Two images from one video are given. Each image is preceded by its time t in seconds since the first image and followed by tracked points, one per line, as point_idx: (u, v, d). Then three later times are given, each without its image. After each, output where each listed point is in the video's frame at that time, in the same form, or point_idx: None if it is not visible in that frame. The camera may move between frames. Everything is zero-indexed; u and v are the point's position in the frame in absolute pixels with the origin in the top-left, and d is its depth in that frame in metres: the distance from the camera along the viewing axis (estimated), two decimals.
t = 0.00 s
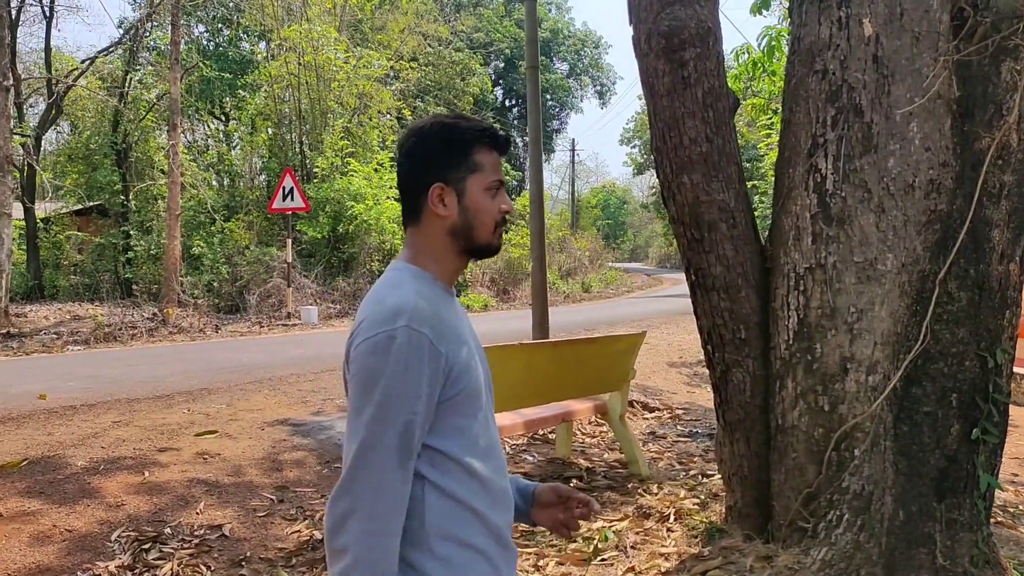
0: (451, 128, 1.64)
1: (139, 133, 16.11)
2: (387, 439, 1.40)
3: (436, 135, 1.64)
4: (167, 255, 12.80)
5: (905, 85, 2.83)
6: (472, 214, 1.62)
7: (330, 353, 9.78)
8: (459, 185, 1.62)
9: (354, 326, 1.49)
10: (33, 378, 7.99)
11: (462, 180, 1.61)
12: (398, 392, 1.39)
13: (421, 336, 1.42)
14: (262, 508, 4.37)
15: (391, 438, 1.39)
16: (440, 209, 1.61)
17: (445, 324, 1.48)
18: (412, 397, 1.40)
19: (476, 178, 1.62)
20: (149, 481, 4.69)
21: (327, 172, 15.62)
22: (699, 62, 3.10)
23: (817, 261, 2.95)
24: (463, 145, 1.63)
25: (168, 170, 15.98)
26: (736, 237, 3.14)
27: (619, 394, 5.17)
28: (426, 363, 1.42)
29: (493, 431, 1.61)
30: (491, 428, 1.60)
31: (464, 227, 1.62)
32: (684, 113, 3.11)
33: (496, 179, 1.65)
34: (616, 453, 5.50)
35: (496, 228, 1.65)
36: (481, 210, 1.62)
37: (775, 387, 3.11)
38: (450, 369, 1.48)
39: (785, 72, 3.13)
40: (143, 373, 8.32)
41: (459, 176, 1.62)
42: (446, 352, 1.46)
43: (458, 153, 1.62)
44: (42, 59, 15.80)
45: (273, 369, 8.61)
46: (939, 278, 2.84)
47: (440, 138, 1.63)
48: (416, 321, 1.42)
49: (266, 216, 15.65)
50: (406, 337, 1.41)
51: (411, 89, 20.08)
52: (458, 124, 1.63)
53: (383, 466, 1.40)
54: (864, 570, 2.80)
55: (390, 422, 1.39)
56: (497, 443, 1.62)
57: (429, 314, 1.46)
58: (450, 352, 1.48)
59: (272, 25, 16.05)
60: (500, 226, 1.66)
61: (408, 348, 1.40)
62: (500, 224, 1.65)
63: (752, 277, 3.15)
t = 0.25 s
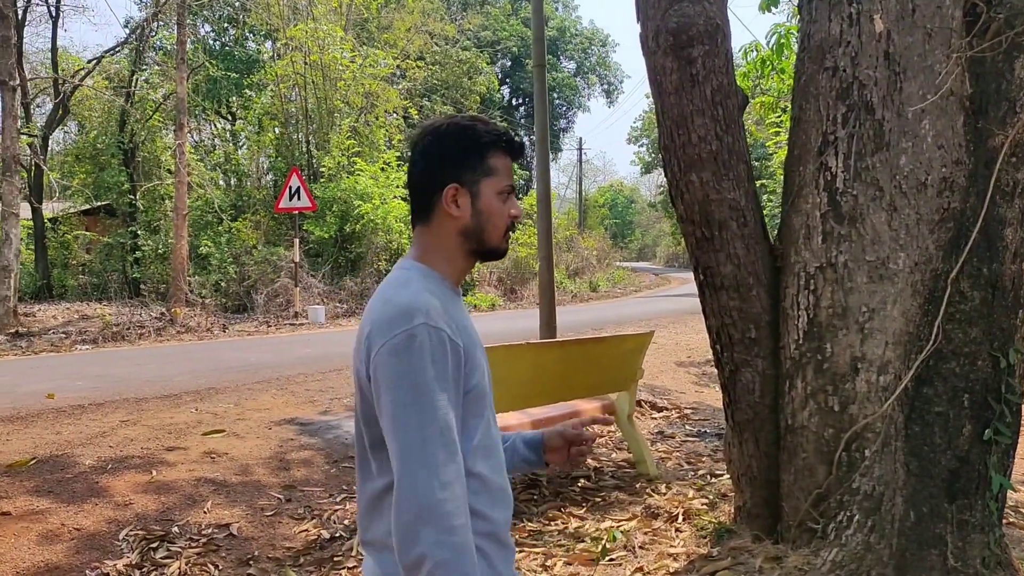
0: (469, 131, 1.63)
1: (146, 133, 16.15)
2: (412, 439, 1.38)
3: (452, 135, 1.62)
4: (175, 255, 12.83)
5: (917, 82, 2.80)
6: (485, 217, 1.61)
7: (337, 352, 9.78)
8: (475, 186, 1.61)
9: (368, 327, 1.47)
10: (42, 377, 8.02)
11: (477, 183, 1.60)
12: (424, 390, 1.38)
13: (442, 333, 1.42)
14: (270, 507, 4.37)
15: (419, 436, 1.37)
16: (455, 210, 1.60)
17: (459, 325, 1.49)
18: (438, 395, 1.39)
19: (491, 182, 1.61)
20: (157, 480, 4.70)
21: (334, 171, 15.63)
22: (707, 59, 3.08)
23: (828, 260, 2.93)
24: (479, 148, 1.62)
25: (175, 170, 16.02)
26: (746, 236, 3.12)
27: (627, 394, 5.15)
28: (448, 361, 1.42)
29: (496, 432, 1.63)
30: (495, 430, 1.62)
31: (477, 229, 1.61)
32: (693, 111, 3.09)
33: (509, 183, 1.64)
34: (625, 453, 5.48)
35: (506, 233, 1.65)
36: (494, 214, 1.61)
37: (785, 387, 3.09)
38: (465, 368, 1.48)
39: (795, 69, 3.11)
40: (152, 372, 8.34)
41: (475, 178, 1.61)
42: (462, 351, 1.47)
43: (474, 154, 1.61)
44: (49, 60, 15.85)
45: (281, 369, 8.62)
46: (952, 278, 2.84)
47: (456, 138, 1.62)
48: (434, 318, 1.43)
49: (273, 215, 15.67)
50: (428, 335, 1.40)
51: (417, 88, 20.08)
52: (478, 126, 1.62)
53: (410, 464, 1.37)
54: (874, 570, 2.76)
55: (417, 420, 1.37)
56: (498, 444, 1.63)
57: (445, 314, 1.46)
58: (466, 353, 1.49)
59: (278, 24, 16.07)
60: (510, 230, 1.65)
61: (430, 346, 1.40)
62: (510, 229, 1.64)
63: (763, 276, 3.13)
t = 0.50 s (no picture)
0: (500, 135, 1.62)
1: (153, 133, 16.18)
2: (450, 433, 1.33)
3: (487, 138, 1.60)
4: (182, 255, 12.86)
5: (930, 79, 2.77)
6: (513, 221, 1.63)
7: (344, 352, 9.77)
8: (507, 189, 1.61)
9: (394, 321, 1.43)
10: (49, 377, 8.03)
11: (512, 189, 1.62)
12: (463, 383, 1.35)
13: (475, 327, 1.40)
14: (277, 507, 4.36)
15: (459, 430, 1.33)
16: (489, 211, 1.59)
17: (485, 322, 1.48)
18: (476, 388, 1.36)
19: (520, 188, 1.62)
20: (163, 480, 4.69)
21: (341, 171, 15.62)
22: (717, 56, 3.05)
23: (839, 258, 2.89)
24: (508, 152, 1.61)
25: (182, 169, 16.06)
26: (755, 235, 3.09)
27: (635, 394, 5.15)
28: (481, 356, 1.40)
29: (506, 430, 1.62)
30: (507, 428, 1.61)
31: (504, 234, 1.62)
32: (702, 109, 3.06)
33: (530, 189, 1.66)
34: (633, 453, 5.46)
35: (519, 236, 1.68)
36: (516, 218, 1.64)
37: (795, 387, 3.06)
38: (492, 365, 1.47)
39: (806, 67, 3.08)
40: (159, 372, 8.34)
41: (507, 184, 1.61)
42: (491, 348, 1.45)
43: (496, 158, 1.59)
44: (56, 60, 15.88)
45: (288, 368, 8.62)
46: (965, 277, 2.83)
47: (492, 141, 1.60)
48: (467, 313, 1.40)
49: (280, 215, 15.69)
50: (463, 329, 1.38)
51: (423, 88, 20.08)
52: (497, 132, 1.61)
53: (450, 459, 1.33)
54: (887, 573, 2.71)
55: (455, 414, 1.33)
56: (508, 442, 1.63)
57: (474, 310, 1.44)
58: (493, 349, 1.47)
59: (284, 24, 16.07)
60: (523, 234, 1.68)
61: (467, 340, 1.37)
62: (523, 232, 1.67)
63: (772, 275, 3.10)
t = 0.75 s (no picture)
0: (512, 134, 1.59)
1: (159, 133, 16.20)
2: (476, 428, 1.32)
3: (500, 137, 1.57)
4: (188, 255, 12.87)
5: (941, 76, 2.73)
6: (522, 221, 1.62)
7: (349, 352, 9.77)
8: (518, 189, 1.59)
9: (418, 315, 1.41)
10: (54, 377, 8.04)
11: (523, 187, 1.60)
12: (491, 380, 1.34)
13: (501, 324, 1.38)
14: (283, 508, 4.35)
15: (487, 426, 1.32)
16: (504, 211, 1.57)
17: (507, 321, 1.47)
18: (503, 386, 1.35)
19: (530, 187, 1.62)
20: (168, 480, 4.68)
21: (346, 171, 15.61)
22: (726, 53, 3.02)
23: (850, 258, 2.85)
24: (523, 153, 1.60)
25: (187, 170, 16.08)
26: (764, 234, 3.06)
27: (642, 394, 5.12)
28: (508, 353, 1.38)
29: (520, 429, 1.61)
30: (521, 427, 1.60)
31: (516, 232, 1.61)
32: (710, 106, 3.03)
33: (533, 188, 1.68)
34: (640, 453, 5.43)
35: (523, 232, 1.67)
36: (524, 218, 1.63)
37: (805, 388, 3.03)
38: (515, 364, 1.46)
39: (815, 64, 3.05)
40: (165, 372, 8.34)
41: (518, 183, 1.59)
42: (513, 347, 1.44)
43: (507, 160, 1.56)
44: (61, 61, 15.90)
45: (293, 368, 8.61)
46: (977, 277, 2.79)
47: (506, 141, 1.57)
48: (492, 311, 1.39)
49: (285, 215, 15.69)
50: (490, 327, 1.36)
51: (428, 89, 20.07)
52: (508, 134, 1.57)
53: (477, 454, 1.31)
54: None
55: (483, 410, 1.32)
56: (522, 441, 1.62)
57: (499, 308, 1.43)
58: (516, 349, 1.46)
59: (289, 25, 16.06)
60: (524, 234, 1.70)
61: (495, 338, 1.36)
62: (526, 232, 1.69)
63: (780, 274, 3.07)
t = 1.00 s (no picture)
0: (506, 121, 1.59)
1: (164, 134, 16.21)
2: (459, 405, 1.37)
3: (489, 126, 1.58)
4: (194, 255, 12.88)
5: (953, 74, 2.69)
6: (520, 207, 1.61)
7: (355, 352, 9.76)
8: (521, 176, 1.59)
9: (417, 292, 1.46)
10: (59, 377, 8.03)
11: (516, 174, 1.58)
12: (474, 361, 1.38)
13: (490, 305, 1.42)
14: (288, 509, 4.33)
15: (468, 403, 1.37)
16: (492, 198, 1.58)
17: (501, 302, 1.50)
18: (487, 367, 1.39)
19: (526, 175, 1.60)
20: (173, 481, 4.67)
21: (351, 172, 15.61)
22: (735, 50, 3.00)
23: (861, 258, 2.83)
24: (518, 138, 1.58)
25: (192, 170, 16.10)
26: (774, 234, 3.04)
27: (649, 394, 5.09)
28: (496, 332, 1.42)
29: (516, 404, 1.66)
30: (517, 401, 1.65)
31: (511, 219, 1.60)
32: (719, 105, 3.00)
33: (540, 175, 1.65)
34: (646, 453, 5.40)
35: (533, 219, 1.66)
36: (525, 204, 1.62)
37: (816, 389, 3.00)
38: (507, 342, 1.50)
39: (826, 62, 3.03)
40: (170, 372, 8.34)
41: (511, 169, 1.57)
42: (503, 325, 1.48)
43: (511, 147, 1.57)
44: (67, 62, 15.93)
45: (298, 368, 8.60)
46: (990, 276, 2.75)
47: (496, 128, 1.58)
48: (482, 291, 1.43)
49: (291, 216, 15.71)
50: (479, 308, 1.40)
51: (432, 90, 20.07)
52: (512, 121, 1.58)
53: (458, 429, 1.37)
54: None
55: (466, 389, 1.37)
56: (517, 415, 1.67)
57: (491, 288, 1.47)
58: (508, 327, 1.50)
59: (293, 26, 16.06)
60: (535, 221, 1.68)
61: (482, 318, 1.39)
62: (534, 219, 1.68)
63: (791, 275, 3.04)
